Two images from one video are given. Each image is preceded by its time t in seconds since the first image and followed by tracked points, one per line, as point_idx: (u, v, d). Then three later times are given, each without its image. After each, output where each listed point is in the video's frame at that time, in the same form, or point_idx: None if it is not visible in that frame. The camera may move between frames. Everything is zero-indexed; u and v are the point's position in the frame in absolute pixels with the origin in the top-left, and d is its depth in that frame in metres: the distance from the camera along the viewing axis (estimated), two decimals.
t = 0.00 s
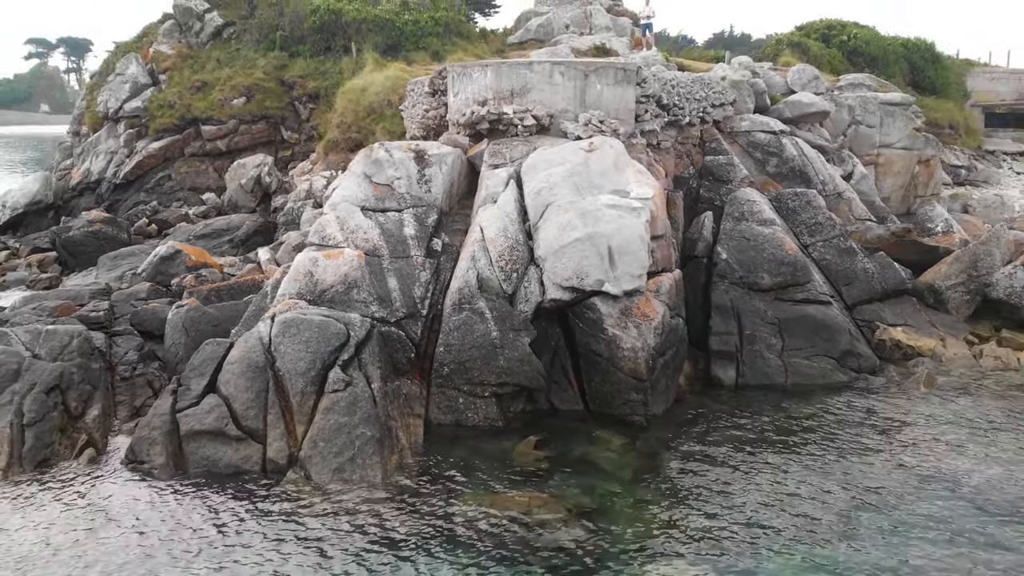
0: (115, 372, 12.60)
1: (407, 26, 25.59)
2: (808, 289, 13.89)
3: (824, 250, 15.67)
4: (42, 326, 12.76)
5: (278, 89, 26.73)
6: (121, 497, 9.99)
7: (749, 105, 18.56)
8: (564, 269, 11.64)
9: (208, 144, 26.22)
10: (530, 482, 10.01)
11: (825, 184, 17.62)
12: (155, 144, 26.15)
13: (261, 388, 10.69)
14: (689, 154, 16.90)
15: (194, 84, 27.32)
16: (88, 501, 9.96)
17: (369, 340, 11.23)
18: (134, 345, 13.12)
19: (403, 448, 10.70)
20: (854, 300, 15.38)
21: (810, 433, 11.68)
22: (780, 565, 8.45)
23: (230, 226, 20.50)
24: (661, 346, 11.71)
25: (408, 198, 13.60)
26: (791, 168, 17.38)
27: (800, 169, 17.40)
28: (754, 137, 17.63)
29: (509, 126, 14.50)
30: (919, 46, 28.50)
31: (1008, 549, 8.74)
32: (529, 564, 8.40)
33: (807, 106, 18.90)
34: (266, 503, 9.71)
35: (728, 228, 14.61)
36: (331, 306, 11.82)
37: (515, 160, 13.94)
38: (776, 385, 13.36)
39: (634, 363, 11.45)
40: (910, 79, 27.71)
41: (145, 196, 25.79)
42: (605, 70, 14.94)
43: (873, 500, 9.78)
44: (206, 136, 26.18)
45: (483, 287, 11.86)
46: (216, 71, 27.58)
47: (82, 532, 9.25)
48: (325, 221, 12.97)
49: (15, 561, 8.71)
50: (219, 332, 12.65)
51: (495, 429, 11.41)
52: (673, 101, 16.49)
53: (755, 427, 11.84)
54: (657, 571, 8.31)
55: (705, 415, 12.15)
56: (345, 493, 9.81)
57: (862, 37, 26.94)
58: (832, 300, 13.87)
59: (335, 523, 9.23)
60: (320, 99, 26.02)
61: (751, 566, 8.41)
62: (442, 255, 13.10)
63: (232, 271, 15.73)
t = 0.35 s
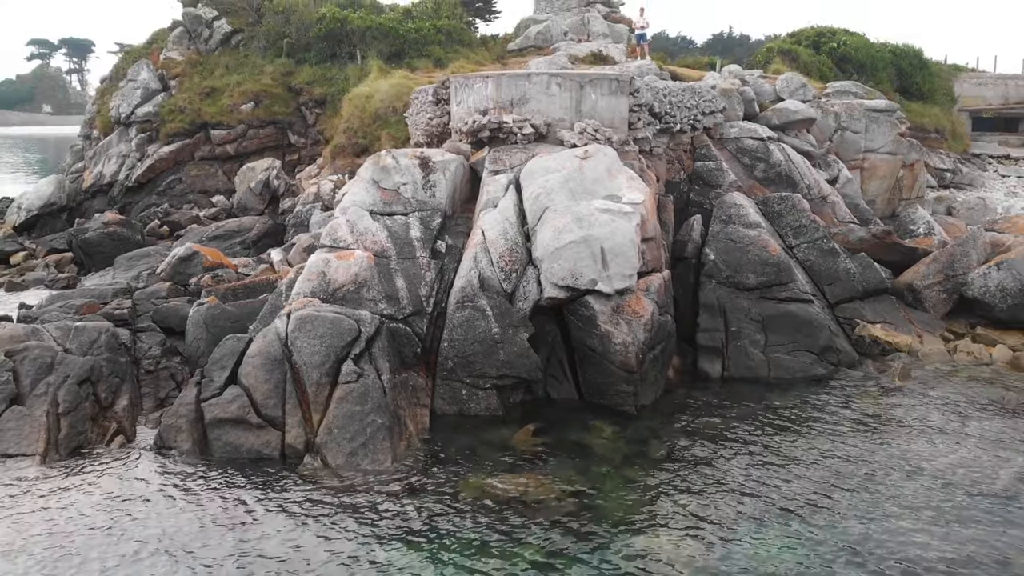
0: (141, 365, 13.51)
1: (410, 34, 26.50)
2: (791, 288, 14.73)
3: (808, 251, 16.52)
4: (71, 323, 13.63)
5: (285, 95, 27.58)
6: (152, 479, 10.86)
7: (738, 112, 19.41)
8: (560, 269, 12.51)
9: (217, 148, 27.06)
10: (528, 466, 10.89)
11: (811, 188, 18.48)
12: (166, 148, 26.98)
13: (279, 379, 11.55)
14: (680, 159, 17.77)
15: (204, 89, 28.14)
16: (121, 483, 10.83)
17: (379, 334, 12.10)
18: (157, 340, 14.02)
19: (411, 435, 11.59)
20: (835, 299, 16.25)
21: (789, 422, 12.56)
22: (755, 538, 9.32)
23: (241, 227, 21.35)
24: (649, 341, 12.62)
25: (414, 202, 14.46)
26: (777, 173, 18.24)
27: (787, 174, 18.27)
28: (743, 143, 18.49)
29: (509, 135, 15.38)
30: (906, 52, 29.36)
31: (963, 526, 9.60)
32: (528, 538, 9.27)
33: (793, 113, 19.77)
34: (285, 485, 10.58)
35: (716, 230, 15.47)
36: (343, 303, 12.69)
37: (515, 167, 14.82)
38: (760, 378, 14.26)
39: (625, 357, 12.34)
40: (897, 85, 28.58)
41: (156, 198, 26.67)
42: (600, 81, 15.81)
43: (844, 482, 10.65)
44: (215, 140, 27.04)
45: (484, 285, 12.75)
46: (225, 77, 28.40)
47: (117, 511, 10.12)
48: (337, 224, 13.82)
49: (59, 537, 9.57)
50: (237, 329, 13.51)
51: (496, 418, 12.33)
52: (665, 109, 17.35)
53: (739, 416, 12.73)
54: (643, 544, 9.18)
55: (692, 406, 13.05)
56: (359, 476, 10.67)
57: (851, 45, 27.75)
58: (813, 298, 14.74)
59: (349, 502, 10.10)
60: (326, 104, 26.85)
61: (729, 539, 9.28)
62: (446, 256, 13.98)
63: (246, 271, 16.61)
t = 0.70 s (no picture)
0: (163, 361, 14.36)
1: (413, 42, 27.56)
2: (775, 288, 15.66)
3: (792, 253, 17.44)
4: (98, 321, 14.53)
5: (292, 102, 28.48)
6: (179, 466, 11.76)
7: (728, 121, 20.32)
8: (555, 271, 13.43)
9: (226, 153, 27.88)
10: (525, 453, 11.83)
11: (796, 193, 19.38)
12: (176, 153, 27.87)
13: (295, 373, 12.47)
14: (671, 166, 18.70)
15: (213, 96, 28.98)
16: (151, 470, 11.73)
17: (388, 332, 13.02)
18: (178, 338, 14.82)
19: (418, 425, 12.52)
20: (818, 299, 17.16)
21: (770, 414, 13.48)
22: (734, 517, 10.22)
23: (252, 230, 22.26)
24: (639, 338, 13.55)
25: (419, 208, 15.37)
26: (764, 179, 19.15)
27: (773, 179, 19.17)
28: (732, 150, 19.41)
29: (508, 144, 16.28)
30: (894, 60, 30.26)
31: (925, 507, 10.50)
32: (525, 517, 10.18)
33: (781, 121, 20.69)
34: (303, 471, 11.48)
35: (705, 233, 16.40)
36: (353, 303, 13.62)
37: (514, 175, 15.74)
38: (744, 373, 15.19)
39: (616, 352, 13.28)
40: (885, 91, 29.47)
41: (168, 202, 27.59)
42: (594, 92, 16.73)
43: (818, 467, 11.58)
44: (224, 145, 27.91)
45: (486, 286, 13.68)
46: (234, 84, 29.27)
47: (149, 495, 11.02)
48: (347, 229, 14.74)
49: (97, 518, 10.48)
50: (253, 327, 14.45)
51: (496, 409, 13.27)
52: (657, 118, 18.24)
53: (723, 408, 13.66)
54: (631, 522, 10.10)
55: (680, 399, 13.98)
56: (371, 463, 11.59)
57: (840, 53, 28.61)
58: (795, 298, 15.67)
59: (363, 486, 11.01)
60: (331, 111, 27.75)
61: (709, 518, 10.18)
62: (449, 259, 14.91)
63: (260, 272, 17.54)
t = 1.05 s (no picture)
0: (184, 359, 15.21)
1: (416, 51, 28.48)
2: (761, 290, 16.57)
3: (778, 256, 18.33)
4: (121, 321, 15.40)
5: (299, 109, 29.36)
6: (202, 457, 12.63)
7: (719, 129, 21.21)
8: (552, 274, 14.33)
9: (235, 158, 28.81)
10: (524, 444, 12.71)
11: (784, 199, 20.26)
12: (187, 158, 28.76)
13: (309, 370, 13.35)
14: (664, 173, 19.60)
15: (222, 103, 29.83)
16: (176, 460, 12.61)
17: (396, 331, 13.92)
18: (197, 337, 15.65)
19: (424, 418, 13.41)
20: (803, 300, 18.05)
21: (754, 408, 14.37)
22: (717, 502, 11.12)
23: (262, 234, 23.14)
24: (632, 337, 14.45)
25: (424, 214, 16.27)
26: (753, 185, 20.04)
27: (762, 186, 20.05)
28: (722, 158, 20.29)
29: (508, 154, 17.17)
30: (883, 67, 31.16)
31: (893, 493, 11.39)
32: (525, 502, 11.07)
33: (770, 129, 21.56)
34: (317, 460, 12.37)
35: (695, 238, 17.30)
36: (363, 304, 14.51)
37: (514, 183, 16.64)
38: (731, 370, 16.09)
39: (610, 350, 14.18)
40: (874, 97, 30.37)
41: (178, 206, 28.47)
42: (590, 104, 17.63)
43: (796, 457, 12.49)
44: (233, 151, 28.80)
45: (487, 288, 14.59)
46: (242, 91, 30.13)
47: (175, 483, 11.90)
48: (356, 234, 15.64)
49: (129, 505, 11.34)
50: (268, 326, 15.34)
51: (497, 404, 14.16)
52: (650, 128, 19.13)
53: (710, 403, 14.56)
54: (621, 506, 11.00)
55: (670, 395, 14.88)
56: (381, 453, 12.47)
57: (830, 61, 29.44)
58: (781, 299, 16.58)
59: (374, 474, 11.91)
60: (337, 117, 28.65)
61: (694, 503, 11.08)
62: (453, 262, 15.81)
63: (272, 274, 18.44)
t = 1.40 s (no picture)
0: (202, 357, 16.12)
1: (419, 60, 29.41)
2: (748, 292, 17.49)
3: (765, 259, 19.24)
4: (142, 322, 16.27)
5: (306, 115, 30.23)
6: (223, 448, 13.55)
7: (710, 137, 22.12)
8: (550, 277, 15.27)
9: (244, 163, 29.70)
10: (523, 437, 13.63)
11: (772, 204, 21.17)
12: (196, 163, 29.64)
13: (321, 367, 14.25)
14: (657, 180, 20.53)
15: (230, 109, 30.72)
16: (197, 451, 13.50)
17: (402, 331, 14.83)
18: (214, 336, 16.57)
19: (429, 412, 14.33)
20: (789, 301, 18.95)
21: (739, 404, 15.29)
22: (702, 491, 12.05)
23: (271, 237, 24.04)
24: (624, 336, 15.39)
25: (428, 220, 17.19)
26: (742, 191, 20.94)
27: (751, 192, 20.95)
28: (713, 165, 21.20)
29: (508, 162, 18.12)
30: (873, 74, 32.06)
31: (864, 483, 12.33)
32: (523, 489, 12.00)
33: (759, 138, 22.49)
34: (330, 451, 13.27)
35: (686, 242, 18.21)
36: (371, 305, 15.43)
37: (513, 190, 17.58)
38: (719, 367, 17.00)
39: (603, 349, 15.11)
40: (863, 104, 31.27)
41: (188, 209, 29.37)
42: (586, 115, 18.54)
43: (777, 450, 13.42)
44: (241, 156, 29.67)
45: (488, 290, 15.53)
46: (250, 98, 31.01)
47: (198, 472, 12.78)
48: (364, 239, 16.56)
49: (156, 491, 12.24)
50: (282, 326, 16.26)
51: (497, 399, 15.06)
52: (644, 137, 20.03)
53: (698, 399, 15.48)
54: (612, 493, 11.92)
55: (660, 391, 15.80)
56: (389, 445, 13.39)
57: (821, 69, 30.32)
58: (767, 301, 17.51)
59: (384, 464, 12.81)
60: (342, 123, 29.55)
61: (681, 492, 12.00)
62: (456, 266, 16.74)
63: (283, 276, 19.35)
